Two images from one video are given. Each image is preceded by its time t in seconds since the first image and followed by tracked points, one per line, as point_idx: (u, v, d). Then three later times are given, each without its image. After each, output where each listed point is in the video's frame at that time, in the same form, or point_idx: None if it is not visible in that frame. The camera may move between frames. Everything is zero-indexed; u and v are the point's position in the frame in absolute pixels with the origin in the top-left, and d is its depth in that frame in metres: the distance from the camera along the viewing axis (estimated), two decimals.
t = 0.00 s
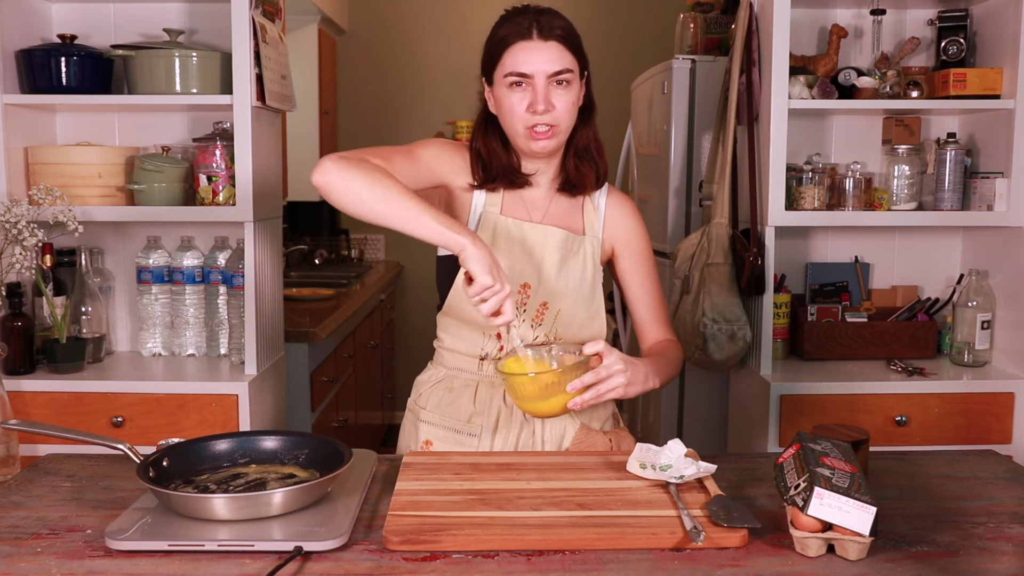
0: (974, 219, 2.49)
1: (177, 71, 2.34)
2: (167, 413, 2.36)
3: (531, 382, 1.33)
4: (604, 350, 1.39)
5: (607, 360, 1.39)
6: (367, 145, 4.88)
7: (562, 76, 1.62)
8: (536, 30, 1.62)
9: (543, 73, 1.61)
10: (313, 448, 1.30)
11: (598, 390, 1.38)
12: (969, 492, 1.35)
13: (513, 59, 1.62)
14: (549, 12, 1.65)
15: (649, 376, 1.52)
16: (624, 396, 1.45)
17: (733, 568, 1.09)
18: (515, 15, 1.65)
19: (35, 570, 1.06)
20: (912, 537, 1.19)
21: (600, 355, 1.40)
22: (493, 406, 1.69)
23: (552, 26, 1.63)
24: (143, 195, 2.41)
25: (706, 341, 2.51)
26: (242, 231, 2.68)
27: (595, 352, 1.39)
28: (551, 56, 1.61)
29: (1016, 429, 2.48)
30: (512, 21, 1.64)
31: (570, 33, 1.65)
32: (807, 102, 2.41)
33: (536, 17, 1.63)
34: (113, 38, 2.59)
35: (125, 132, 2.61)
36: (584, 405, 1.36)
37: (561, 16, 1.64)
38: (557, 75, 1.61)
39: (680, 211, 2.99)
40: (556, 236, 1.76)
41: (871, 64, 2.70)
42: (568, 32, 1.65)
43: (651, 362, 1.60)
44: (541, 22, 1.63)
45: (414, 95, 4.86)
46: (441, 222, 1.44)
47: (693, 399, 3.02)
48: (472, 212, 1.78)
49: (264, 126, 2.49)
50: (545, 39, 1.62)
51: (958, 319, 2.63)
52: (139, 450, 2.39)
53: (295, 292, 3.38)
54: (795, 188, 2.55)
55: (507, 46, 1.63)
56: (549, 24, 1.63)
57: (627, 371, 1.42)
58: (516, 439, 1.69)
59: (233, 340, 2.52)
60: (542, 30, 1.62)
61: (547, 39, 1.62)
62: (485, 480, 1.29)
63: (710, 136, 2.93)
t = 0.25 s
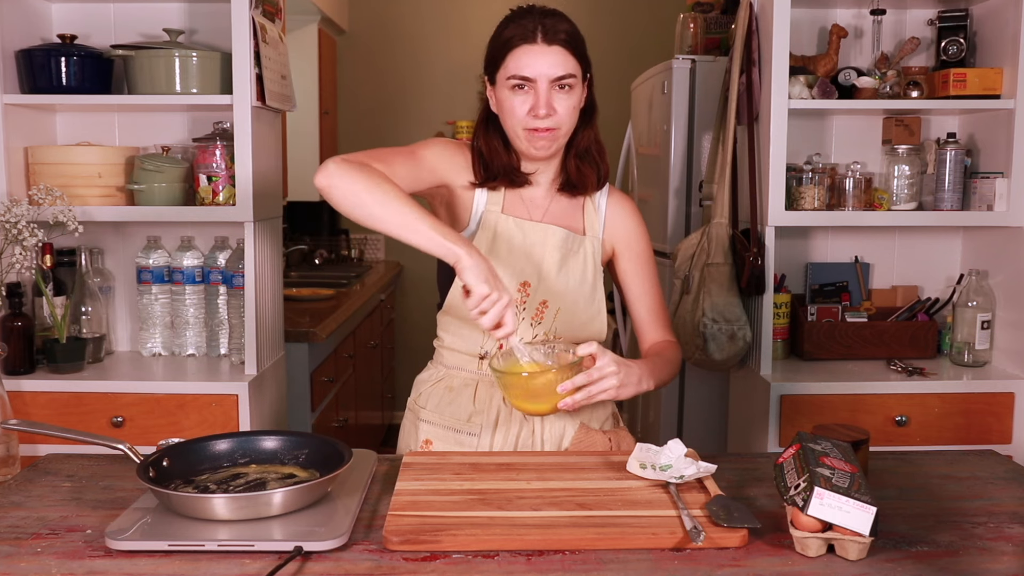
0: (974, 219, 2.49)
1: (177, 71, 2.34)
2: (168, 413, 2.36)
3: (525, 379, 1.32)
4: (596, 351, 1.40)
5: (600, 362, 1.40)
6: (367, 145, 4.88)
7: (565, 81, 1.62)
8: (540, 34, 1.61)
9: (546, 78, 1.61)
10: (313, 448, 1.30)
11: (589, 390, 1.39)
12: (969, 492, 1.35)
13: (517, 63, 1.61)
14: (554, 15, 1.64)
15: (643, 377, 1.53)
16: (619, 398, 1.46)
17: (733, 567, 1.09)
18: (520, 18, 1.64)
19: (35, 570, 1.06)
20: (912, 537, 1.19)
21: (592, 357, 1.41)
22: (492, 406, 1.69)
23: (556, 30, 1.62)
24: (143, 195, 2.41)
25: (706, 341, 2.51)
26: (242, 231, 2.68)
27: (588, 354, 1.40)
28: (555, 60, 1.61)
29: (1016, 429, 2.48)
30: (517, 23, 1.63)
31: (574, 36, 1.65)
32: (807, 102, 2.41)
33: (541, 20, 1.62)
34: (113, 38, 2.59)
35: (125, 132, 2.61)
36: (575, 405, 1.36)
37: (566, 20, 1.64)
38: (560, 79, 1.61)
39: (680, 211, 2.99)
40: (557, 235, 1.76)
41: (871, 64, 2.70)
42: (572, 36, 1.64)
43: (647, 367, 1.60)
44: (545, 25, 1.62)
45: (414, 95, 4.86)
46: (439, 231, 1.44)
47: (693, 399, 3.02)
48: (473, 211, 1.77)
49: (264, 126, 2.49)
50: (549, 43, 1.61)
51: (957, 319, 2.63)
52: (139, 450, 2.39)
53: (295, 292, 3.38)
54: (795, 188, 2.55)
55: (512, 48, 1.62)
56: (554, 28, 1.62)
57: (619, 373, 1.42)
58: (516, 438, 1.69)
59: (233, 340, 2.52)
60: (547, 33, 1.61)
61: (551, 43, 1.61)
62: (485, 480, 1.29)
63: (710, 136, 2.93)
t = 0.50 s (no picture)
0: (974, 219, 2.49)
1: (177, 70, 2.34)
2: (168, 413, 2.36)
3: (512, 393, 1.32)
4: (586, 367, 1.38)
5: (589, 378, 1.39)
6: (367, 145, 4.88)
7: (579, 105, 1.61)
8: (565, 56, 1.58)
9: (562, 102, 1.60)
10: (313, 448, 1.30)
11: (578, 407, 1.36)
12: (969, 492, 1.35)
13: (536, 79, 1.59)
14: (579, 34, 1.61)
15: (631, 391, 1.52)
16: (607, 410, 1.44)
17: (733, 568, 1.09)
18: (544, 31, 1.60)
19: (35, 570, 1.06)
20: (912, 537, 1.19)
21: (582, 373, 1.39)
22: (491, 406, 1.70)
23: (578, 52, 1.59)
24: (143, 195, 2.41)
25: (706, 342, 2.51)
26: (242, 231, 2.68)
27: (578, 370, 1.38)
28: (573, 84, 1.59)
29: (1016, 429, 2.48)
30: (542, 39, 1.59)
31: (594, 57, 1.62)
32: (807, 102, 2.41)
33: (566, 38, 1.59)
34: (113, 38, 2.59)
35: (125, 132, 2.61)
36: (565, 421, 1.33)
37: (589, 41, 1.60)
38: (575, 104, 1.61)
39: (680, 211, 2.99)
40: (558, 231, 1.76)
41: (871, 64, 2.70)
42: (592, 57, 1.61)
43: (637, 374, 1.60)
44: (570, 44, 1.59)
45: (414, 96, 4.86)
46: (425, 262, 1.44)
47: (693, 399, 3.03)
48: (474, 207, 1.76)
49: (264, 126, 2.49)
50: (572, 67, 1.59)
51: (957, 319, 2.63)
52: (139, 450, 2.39)
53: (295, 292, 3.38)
54: (795, 188, 2.55)
55: (533, 65, 1.59)
56: (580, 50, 1.59)
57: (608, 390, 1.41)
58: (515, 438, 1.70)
59: (233, 340, 2.52)
60: (570, 54, 1.58)
61: (573, 67, 1.59)
62: (485, 480, 1.29)
63: (710, 136, 2.93)
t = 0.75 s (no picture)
0: (974, 219, 2.49)
1: (177, 70, 2.34)
2: (168, 413, 2.36)
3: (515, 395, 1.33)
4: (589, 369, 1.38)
5: (593, 379, 1.39)
6: (367, 145, 4.88)
7: (578, 102, 1.61)
8: (562, 51, 1.59)
9: (560, 98, 1.60)
10: (313, 448, 1.30)
11: (583, 407, 1.36)
12: (970, 492, 1.35)
13: (534, 76, 1.59)
14: (576, 30, 1.61)
15: (634, 391, 1.52)
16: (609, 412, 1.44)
17: (733, 568, 1.09)
18: (541, 29, 1.61)
19: (35, 570, 1.06)
20: (912, 537, 1.19)
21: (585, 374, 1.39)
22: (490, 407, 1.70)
23: (576, 48, 1.60)
24: (143, 195, 2.41)
25: (706, 342, 2.51)
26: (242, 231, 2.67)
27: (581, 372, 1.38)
28: (571, 81, 1.59)
29: (1016, 429, 2.48)
30: (539, 35, 1.60)
31: (591, 53, 1.62)
32: (807, 102, 2.41)
33: (563, 35, 1.59)
34: (113, 38, 2.59)
35: (125, 132, 2.61)
36: (568, 424, 1.34)
37: (585, 37, 1.61)
38: (573, 100, 1.61)
39: (680, 211, 2.99)
40: (557, 231, 1.76)
41: (871, 64, 2.70)
42: (590, 53, 1.62)
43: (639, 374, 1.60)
44: (567, 40, 1.60)
45: (414, 96, 4.86)
46: (429, 264, 1.44)
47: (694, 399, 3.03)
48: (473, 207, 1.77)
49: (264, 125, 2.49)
50: (570, 63, 1.59)
51: (957, 319, 2.63)
52: (139, 450, 2.39)
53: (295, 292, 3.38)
54: (795, 188, 2.55)
55: (529, 61, 1.60)
56: (577, 46, 1.60)
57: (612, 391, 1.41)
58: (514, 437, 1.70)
59: (233, 340, 2.52)
60: (567, 50, 1.59)
61: (571, 63, 1.60)
62: (485, 480, 1.29)
63: (710, 136, 2.93)
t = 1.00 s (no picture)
0: (974, 219, 2.49)
1: (177, 70, 2.34)
2: (168, 413, 2.36)
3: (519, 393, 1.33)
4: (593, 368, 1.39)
5: (596, 378, 1.40)
6: (367, 145, 4.88)
7: (576, 100, 1.61)
8: (559, 49, 1.59)
9: (558, 96, 1.60)
10: (313, 448, 1.30)
11: (586, 406, 1.37)
12: (969, 492, 1.35)
13: (532, 74, 1.60)
14: (572, 29, 1.62)
15: (635, 393, 1.52)
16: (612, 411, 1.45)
17: (733, 568, 1.09)
18: (538, 28, 1.62)
19: (35, 570, 1.06)
20: (912, 537, 1.19)
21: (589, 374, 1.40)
22: (490, 408, 1.70)
23: (573, 47, 1.60)
24: (143, 195, 2.41)
25: (706, 342, 2.51)
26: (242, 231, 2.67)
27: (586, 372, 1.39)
28: (568, 79, 1.60)
29: (1016, 429, 2.48)
30: (536, 35, 1.60)
31: (588, 52, 1.63)
32: (807, 102, 2.41)
33: (560, 34, 1.60)
34: (113, 38, 2.59)
35: (125, 132, 2.61)
36: (571, 421, 1.34)
37: (582, 35, 1.61)
38: (571, 98, 1.61)
39: (680, 211, 2.99)
40: (556, 232, 1.76)
41: (871, 64, 2.70)
42: (587, 52, 1.62)
43: (638, 373, 1.60)
44: (564, 39, 1.60)
45: (414, 96, 4.86)
46: (429, 257, 1.43)
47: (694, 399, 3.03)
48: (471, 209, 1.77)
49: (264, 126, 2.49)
50: (567, 61, 1.60)
51: (957, 319, 2.63)
52: (139, 450, 2.39)
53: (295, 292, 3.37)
54: (795, 188, 2.55)
55: (526, 60, 1.60)
56: (574, 45, 1.60)
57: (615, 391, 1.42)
58: (514, 437, 1.70)
59: (233, 340, 2.53)
60: (564, 49, 1.60)
61: (568, 61, 1.60)
62: (485, 480, 1.29)
63: (710, 136, 2.93)
